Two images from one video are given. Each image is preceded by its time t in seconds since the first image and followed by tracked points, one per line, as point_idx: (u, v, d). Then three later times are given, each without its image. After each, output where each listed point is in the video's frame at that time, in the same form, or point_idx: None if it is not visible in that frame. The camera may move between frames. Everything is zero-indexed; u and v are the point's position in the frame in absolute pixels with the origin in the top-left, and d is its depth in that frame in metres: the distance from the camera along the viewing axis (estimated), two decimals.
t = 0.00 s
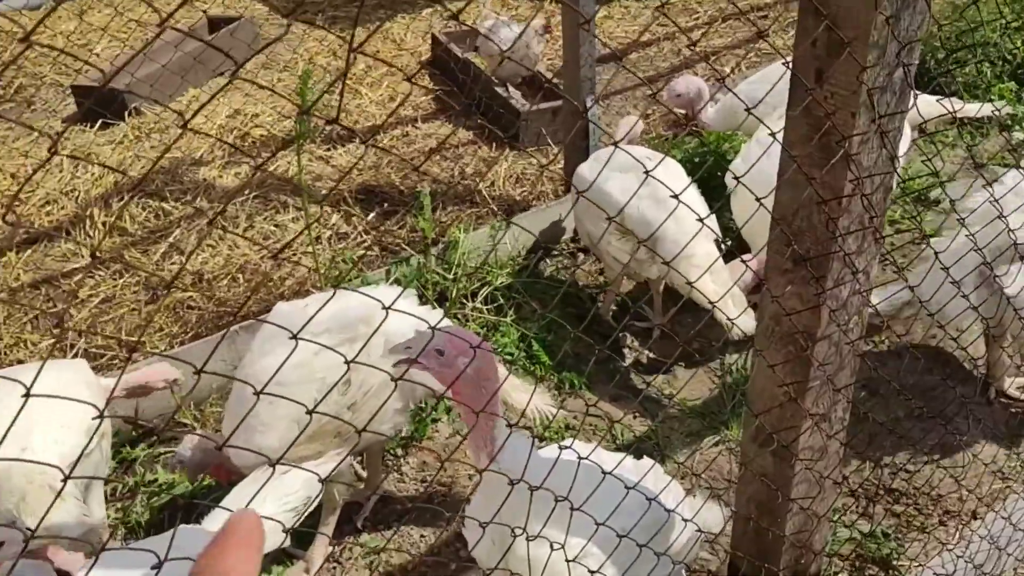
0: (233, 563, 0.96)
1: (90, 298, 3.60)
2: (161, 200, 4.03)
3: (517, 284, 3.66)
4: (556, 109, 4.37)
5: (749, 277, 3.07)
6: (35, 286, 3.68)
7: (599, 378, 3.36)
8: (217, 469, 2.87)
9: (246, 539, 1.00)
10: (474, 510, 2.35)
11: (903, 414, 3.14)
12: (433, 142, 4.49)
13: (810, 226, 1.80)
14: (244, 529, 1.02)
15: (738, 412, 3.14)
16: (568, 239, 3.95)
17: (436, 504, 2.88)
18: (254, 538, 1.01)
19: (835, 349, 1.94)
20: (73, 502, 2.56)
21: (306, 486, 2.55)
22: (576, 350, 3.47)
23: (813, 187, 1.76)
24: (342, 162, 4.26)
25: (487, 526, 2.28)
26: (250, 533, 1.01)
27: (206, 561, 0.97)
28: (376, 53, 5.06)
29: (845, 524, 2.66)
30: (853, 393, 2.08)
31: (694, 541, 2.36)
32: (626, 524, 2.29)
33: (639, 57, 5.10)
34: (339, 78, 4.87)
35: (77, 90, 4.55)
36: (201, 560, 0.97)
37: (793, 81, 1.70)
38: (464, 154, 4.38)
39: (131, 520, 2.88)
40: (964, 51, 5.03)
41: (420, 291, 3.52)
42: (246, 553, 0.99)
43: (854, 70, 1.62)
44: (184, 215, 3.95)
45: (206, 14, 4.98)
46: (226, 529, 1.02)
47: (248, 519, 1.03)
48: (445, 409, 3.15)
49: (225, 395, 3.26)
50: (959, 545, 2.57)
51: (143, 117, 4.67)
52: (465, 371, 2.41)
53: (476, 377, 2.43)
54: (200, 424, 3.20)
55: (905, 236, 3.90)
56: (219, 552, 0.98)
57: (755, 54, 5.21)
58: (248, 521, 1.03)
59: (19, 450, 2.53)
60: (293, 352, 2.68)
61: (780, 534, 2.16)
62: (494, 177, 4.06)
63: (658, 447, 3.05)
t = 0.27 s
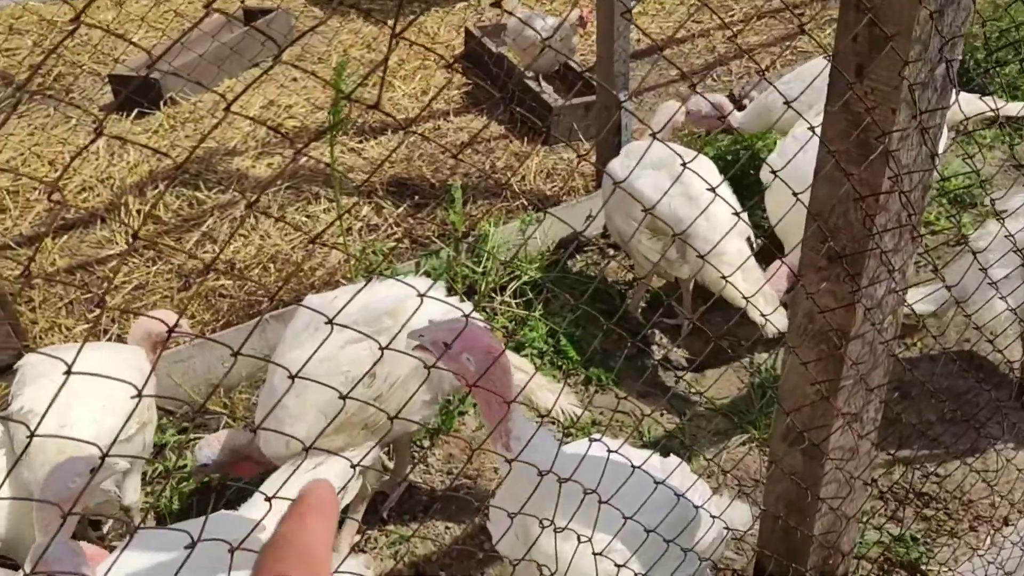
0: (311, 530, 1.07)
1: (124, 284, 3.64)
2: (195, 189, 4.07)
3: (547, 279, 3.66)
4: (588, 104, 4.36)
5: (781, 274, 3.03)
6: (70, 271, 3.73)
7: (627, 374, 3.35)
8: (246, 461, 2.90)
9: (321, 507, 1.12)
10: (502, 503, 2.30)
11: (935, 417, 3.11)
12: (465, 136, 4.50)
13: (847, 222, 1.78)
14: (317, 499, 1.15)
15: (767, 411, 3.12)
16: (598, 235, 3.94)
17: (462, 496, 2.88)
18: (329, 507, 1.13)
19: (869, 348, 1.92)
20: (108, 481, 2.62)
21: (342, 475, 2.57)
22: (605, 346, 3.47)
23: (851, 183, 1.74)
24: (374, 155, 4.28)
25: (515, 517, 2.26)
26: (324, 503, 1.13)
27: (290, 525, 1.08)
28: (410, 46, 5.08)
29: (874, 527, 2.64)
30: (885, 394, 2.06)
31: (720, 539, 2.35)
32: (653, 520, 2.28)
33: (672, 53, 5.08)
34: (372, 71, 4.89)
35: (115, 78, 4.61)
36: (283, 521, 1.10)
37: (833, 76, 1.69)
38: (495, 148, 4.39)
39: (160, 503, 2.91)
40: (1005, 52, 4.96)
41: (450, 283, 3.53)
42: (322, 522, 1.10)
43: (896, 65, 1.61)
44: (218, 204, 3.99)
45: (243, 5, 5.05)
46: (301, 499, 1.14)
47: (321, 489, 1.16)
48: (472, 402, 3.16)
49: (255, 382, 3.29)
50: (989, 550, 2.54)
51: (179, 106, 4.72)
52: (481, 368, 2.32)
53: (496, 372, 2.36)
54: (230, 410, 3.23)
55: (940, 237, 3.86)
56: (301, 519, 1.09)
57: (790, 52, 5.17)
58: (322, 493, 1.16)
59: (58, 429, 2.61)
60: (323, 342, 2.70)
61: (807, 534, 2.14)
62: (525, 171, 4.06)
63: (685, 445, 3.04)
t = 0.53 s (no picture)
0: (359, 511, 1.04)
1: (149, 274, 3.67)
2: (220, 180, 4.10)
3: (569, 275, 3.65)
4: (613, 101, 4.35)
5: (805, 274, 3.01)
6: (97, 260, 3.76)
7: (648, 372, 3.34)
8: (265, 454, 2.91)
9: (372, 489, 1.08)
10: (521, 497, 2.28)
11: (960, 421, 3.08)
12: (489, 131, 4.50)
13: (874, 221, 1.77)
14: (370, 480, 1.11)
15: (788, 411, 3.10)
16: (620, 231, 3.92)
17: (481, 490, 2.89)
18: (380, 487, 1.10)
19: (894, 348, 1.90)
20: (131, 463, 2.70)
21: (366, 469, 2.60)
22: (626, 343, 3.46)
23: (879, 181, 1.73)
24: (398, 148, 4.29)
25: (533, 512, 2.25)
26: (376, 484, 1.10)
27: (338, 509, 1.04)
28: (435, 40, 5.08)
29: (895, 529, 2.62)
30: (909, 395, 2.04)
31: (740, 539, 2.34)
32: (673, 517, 2.27)
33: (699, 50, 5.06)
34: (398, 65, 4.90)
35: (143, 69, 4.64)
36: (333, 501, 1.07)
37: (862, 73, 1.68)
38: (519, 144, 4.39)
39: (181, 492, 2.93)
40: None
41: (472, 278, 3.53)
42: (372, 502, 1.07)
43: (927, 62, 1.59)
44: (242, 196, 4.01)
45: None
46: (353, 479, 1.10)
47: (374, 469, 1.13)
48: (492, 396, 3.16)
49: (277, 373, 3.31)
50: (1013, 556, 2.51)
51: (205, 98, 4.75)
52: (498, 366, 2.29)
53: (512, 370, 2.34)
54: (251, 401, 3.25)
55: (967, 239, 3.82)
56: (349, 500, 1.06)
57: (817, 50, 5.13)
58: (375, 472, 1.12)
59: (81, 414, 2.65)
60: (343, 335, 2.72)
61: (828, 535, 2.13)
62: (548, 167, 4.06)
63: (705, 444, 3.03)
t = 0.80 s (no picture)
0: (373, 488, 0.98)
1: (170, 266, 3.70)
2: (241, 174, 4.12)
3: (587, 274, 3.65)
4: (634, 100, 4.35)
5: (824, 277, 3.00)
6: (119, 252, 3.80)
7: (665, 372, 3.33)
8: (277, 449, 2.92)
9: (385, 465, 1.02)
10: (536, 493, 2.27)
11: (979, 426, 3.06)
12: (509, 129, 4.51)
13: (895, 223, 1.76)
14: (382, 458, 1.05)
15: (806, 413, 3.08)
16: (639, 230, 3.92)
17: (496, 487, 2.89)
18: (393, 464, 1.04)
19: (913, 351, 1.89)
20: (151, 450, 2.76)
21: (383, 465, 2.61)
22: (643, 342, 3.45)
23: (901, 183, 1.72)
24: (419, 145, 4.31)
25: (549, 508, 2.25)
26: (388, 461, 1.04)
27: (350, 484, 0.99)
28: (457, 38, 5.10)
29: (912, 534, 2.60)
30: (928, 399, 2.03)
31: (755, 539, 2.34)
32: (688, 516, 2.28)
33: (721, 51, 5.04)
34: (419, 62, 4.92)
35: (167, 64, 4.68)
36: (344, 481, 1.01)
37: (886, 73, 1.67)
38: (539, 142, 4.39)
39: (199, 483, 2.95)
40: None
41: (490, 275, 3.53)
42: (385, 479, 1.01)
43: (951, 63, 1.58)
44: (264, 190, 4.04)
45: None
46: (364, 456, 1.04)
47: (387, 447, 1.05)
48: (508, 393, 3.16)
49: (295, 367, 3.33)
50: None
51: (228, 93, 4.78)
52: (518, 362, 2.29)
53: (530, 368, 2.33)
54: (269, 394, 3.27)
55: (990, 243, 3.79)
56: (362, 476, 1.00)
57: (840, 51, 5.10)
58: (388, 448, 1.06)
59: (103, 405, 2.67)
60: (361, 332, 2.73)
61: (843, 538, 2.12)
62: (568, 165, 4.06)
63: (721, 444, 3.02)
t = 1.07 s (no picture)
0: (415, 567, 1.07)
1: (190, 263, 3.73)
2: (262, 171, 4.15)
3: (604, 275, 3.65)
4: (654, 101, 4.35)
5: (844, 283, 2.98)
6: (139, 248, 3.82)
7: (681, 374, 3.33)
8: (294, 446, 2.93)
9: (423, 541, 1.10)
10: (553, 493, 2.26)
11: (1000, 433, 3.03)
12: (529, 129, 4.51)
13: (917, 228, 1.75)
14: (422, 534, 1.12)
15: (823, 418, 3.07)
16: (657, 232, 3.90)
17: (511, 487, 2.89)
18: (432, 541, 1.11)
19: (934, 357, 1.88)
20: (164, 440, 2.78)
21: (400, 463, 2.62)
22: (660, 345, 3.45)
23: (924, 188, 1.71)
24: (438, 144, 4.32)
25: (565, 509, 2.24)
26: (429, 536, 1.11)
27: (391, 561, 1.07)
28: (477, 38, 5.10)
29: (930, 541, 2.59)
30: (949, 405, 2.01)
31: (772, 543, 2.33)
32: (706, 519, 2.27)
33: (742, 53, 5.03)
34: (440, 62, 4.93)
35: (189, 61, 4.71)
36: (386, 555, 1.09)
37: (911, 79, 1.66)
38: (558, 143, 4.39)
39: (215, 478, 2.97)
40: None
41: (508, 275, 3.54)
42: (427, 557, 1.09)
43: (977, 69, 1.57)
44: (283, 187, 4.06)
45: None
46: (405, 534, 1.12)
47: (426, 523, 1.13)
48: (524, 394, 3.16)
49: (313, 365, 3.34)
50: None
51: (250, 90, 4.81)
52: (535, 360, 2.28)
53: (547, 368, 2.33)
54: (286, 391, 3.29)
55: (1012, 250, 3.76)
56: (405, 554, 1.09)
57: (863, 54, 5.07)
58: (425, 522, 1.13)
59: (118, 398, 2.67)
60: (381, 331, 2.74)
61: (860, 544, 2.11)
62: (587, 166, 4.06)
63: (738, 448, 3.01)
